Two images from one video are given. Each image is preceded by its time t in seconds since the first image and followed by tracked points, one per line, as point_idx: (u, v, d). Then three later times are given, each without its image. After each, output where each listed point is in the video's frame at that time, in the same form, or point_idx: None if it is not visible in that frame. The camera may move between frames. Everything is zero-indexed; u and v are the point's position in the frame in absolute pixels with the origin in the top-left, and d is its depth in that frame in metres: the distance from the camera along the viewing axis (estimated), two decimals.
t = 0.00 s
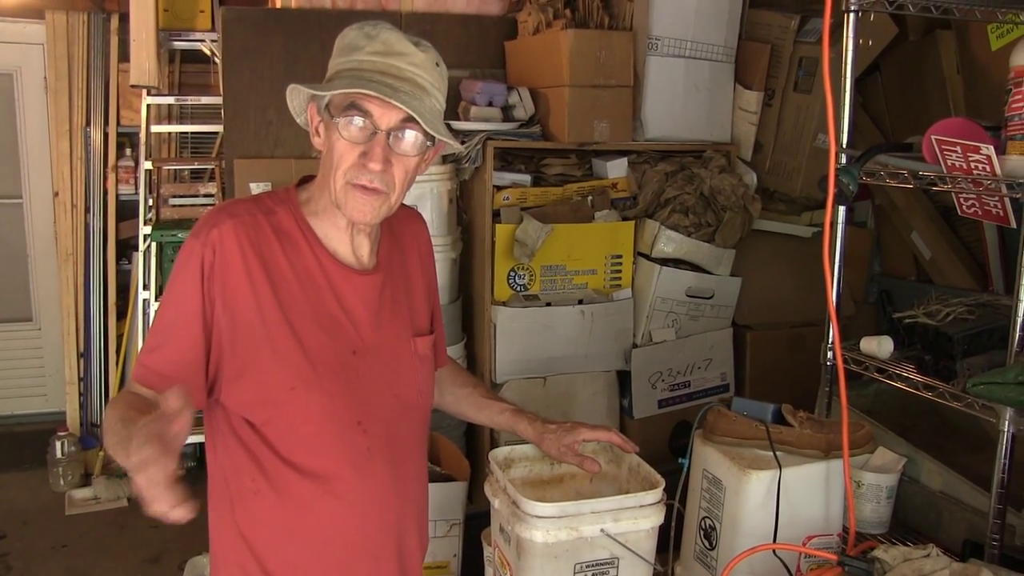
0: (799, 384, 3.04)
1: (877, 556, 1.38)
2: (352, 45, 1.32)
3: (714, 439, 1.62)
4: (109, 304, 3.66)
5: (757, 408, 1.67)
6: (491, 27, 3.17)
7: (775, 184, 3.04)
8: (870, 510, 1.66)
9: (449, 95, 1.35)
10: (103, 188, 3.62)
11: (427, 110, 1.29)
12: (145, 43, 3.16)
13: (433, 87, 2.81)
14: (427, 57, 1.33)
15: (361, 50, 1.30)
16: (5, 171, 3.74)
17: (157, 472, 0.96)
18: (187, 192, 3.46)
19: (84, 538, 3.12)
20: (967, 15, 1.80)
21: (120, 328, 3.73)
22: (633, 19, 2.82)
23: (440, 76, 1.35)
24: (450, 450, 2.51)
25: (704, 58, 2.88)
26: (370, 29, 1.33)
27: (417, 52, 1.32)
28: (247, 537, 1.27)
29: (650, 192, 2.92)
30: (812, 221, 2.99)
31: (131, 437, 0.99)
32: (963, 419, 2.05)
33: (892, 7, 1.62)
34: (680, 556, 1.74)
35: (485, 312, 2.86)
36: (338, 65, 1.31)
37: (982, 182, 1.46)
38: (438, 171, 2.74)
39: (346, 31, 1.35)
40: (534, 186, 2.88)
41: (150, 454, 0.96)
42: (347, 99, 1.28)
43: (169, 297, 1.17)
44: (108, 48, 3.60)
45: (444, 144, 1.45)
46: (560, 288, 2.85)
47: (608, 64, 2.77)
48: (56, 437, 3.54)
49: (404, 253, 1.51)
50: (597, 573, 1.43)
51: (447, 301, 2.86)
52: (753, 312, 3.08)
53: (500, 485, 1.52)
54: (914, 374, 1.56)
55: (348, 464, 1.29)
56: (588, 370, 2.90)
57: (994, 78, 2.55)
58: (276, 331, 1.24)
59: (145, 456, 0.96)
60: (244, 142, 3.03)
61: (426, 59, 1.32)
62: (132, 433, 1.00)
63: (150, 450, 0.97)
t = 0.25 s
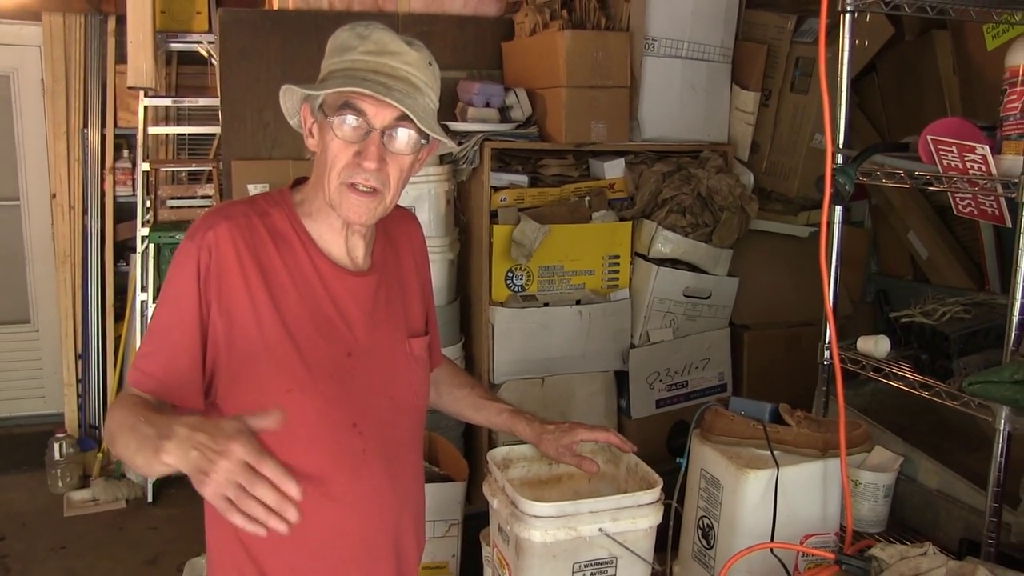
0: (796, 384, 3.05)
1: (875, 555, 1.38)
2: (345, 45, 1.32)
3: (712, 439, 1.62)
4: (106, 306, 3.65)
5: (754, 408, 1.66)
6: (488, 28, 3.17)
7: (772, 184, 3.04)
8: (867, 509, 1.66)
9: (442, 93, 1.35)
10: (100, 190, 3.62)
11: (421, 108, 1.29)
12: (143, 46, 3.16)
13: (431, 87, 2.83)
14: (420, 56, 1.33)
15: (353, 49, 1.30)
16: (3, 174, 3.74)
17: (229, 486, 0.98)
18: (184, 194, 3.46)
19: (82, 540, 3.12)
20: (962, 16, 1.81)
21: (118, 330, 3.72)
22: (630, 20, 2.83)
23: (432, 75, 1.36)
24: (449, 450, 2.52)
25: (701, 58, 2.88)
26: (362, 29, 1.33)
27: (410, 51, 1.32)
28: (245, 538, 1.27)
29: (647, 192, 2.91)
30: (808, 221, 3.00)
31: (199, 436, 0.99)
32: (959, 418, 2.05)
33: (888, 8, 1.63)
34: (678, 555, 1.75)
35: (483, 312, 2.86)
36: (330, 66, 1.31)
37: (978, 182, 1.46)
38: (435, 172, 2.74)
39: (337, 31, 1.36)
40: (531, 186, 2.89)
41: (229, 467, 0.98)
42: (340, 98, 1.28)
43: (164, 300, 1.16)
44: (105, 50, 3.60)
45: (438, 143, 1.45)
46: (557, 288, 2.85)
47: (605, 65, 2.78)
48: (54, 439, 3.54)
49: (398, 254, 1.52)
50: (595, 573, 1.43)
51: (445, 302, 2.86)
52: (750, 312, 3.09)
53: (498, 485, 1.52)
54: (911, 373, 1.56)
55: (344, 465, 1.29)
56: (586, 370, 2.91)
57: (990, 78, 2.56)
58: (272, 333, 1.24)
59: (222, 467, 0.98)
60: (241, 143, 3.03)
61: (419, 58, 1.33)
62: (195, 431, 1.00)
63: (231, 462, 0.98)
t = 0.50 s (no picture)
0: (794, 384, 3.05)
1: (873, 554, 1.40)
2: (337, 45, 1.33)
3: (711, 439, 1.63)
4: (106, 307, 3.66)
5: (754, 408, 1.67)
6: (487, 29, 3.18)
7: (770, 185, 3.05)
8: (865, 509, 1.67)
9: (435, 90, 1.36)
10: (99, 190, 3.62)
11: (415, 104, 1.30)
12: (142, 46, 3.16)
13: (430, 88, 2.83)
14: (412, 53, 1.34)
15: (346, 48, 1.31)
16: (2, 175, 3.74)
17: (280, 475, 0.94)
18: (183, 195, 3.47)
19: (81, 541, 3.12)
20: (959, 17, 1.82)
21: (117, 331, 3.73)
22: (628, 21, 2.84)
23: (425, 72, 1.36)
24: (448, 450, 2.52)
25: (699, 59, 2.89)
26: (354, 29, 1.34)
27: (402, 48, 1.33)
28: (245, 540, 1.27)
29: (646, 193, 2.92)
30: (806, 221, 3.01)
31: (239, 435, 0.96)
32: (956, 417, 2.06)
33: (885, 9, 1.64)
34: (676, 555, 1.75)
35: (482, 313, 2.87)
36: (323, 65, 1.32)
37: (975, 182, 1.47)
38: (434, 173, 2.74)
39: (329, 32, 1.36)
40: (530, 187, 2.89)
41: (278, 456, 0.94)
42: (335, 96, 1.29)
43: (164, 301, 1.14)
44: (104, 51, 3.60)
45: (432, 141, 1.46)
46: (556, 289, 2.86)
47: (603, 66, 2.78)
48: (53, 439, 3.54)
49: (394, 253, 1.52)
50: (594, 573, 1.44)
51: (444, 303, 2.87)
52: (748, 312, 3.09)
53: (497, 485, 1.52)
54: (908, 373, 1.57)
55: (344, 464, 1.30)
56: (584, 370, 2.91)
57: (987, 78, 2.57)
58: (271, 334, 1.24)
59: (272, 457, 0.94)
60: (241, 144, 3.03)
61: (411, 55, 1.34)
62: (234, 431, 0.96)
63: (281, 450, 0.95)
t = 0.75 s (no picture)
0: (793, 384, 3.05)
1: (872, 553, 1.40)
2: (328, 42, 1.32)
3: (710, 439, 1.63)
4: (105, 307, 3.66)
5: (752, 408, 1.68)
6: (486, 29, 3.18)
7: (769, 185, 3.05)
8: (864, 508, 1.67)
9: (427, 85, 1.36)
10: (98, 190, 3.62)
11: (408, 99, 1.31)
12: (141, 47, 3.16)
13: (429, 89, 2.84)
14: (404, 50, 1.34)
15: (337, 46, 1.31)
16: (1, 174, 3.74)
17: (382, 451, 0.99)
18: (182, 195, 3.47)
19: (81, 540, 3.12)
20: (958, 18, 1.83)
21: (116, 331, 3.73)
22: (628, 21, 2.84)
23: (417, 69, 1.36)
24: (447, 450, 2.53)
25: (698, 60, 2.89)
26: (345, 26, 1.33)
27: (394, 45, 1.33)
28: (245, 540, 1.27)
29: (645, 194, 2.92)
30: (805, 221, 3.02)
31: (330, 425, 1.00)
32: (955, 417, 2.07)
33: (884, 10, 1.64)
34: (675, 555, 1.75)
35: (482, 313, 2.87)
36: (315, 63, 1.32)
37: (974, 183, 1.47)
38: (434, 173, 2.75)
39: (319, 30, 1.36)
40: (529, 187, 2.90)
41: (378, 434, 1.00)
42: (328, 93, 1.29)
43: (173, 302, 1.13)
44: (104, 51, 3.60)
45: (425, 137, 1.47)
46: (555, 289, 2.86)
47: (602, 66, 2.79)
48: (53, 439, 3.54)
49: (390, 249, 1.53)
50: (595, 572, 1.44)
51: (443, 303, 2.87)
52: (747, 312, 3.10)
53: (497, 484, 1.53)
54: (907, 373, 1.57)
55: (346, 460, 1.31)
56: (584, 370, 2.92)
57: (986, 79, 2.57)
58: (276, 332, 1.24)
59: (371, 437, 0.99)
60: (240, 144, 3.03)
61: (402, 52, 1.34)
62: (322, 422, 1.00)
63: (378, 430, 1.00)
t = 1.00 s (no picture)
0: (794, 383, 3.06)
1: (873, 551, 1.40)
2: (329, 40, 1.33)
3: (711, 437, 1.64)
4: (106, 306, 3.66)
5: (754, 407, 1.68)
6: (487, 29, 3.19)
7: (770, 184, 3.05)
8: (865, 507, 1.68)
9: (427, 83, 1.37)
10: (100, 190, 3.62)
11: (409, 96, 1.31)
12: (143, 46, 3.16)
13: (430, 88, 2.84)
14: (404, 48, 1.34)
15: (338, 45, 1.31)
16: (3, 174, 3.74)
17: (370, 422, 0.99)
18: (183, 194, 3.47)
19: (83, 539, 3.13)
20: (959, 17, 1.83)
21: (117, 330, 3.73)
22: (629, 21, 2.85)
23: (417, 67, 1.37)
24: (448, 449, 2.53)
25: (699, 59, 2.89)
26: (345, 25, 1.34)
27: (394, 43, 1.33)
28: (248, 539, 1.27)
29: (646, 193, 2.92)
30: (806, 221, 3.02)
31: (322, 402, 1.00)
32: (956, 416, 2.07)
33: (886, 9, 1.64)
34: (677, 554, 1.76)
35: (483, 312, 2.87)
36: (316, 62, 1.32)
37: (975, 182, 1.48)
38: (435, 172, 2.75)
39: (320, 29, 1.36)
40: (530, 186, 2.90)
41: (366, 406, 1.00)
42: (329, 91, 1.29)
43: (177, 296, 1.14)
44: (105, 51, 3.61)
45: (425, 135, 1.47)
46: (556, 288, 2.86)
47: (603, 65, 2.79)
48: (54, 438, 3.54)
49: (393, 246, 1.53)
50: (596, 570, 1.44)
51: (444, 302, 2.87)
52: (748, 312, 3.10)
53: (499, 483, 1.53)
54: (909, 372, 1.57)
55: (351, 456, 1.31)
56: (585, 370, 2.92)
57: (987, 78, 2.58)
58: (280, 326, 1.24)
59: (360, 409, 1.00)
60: (242, 144, 3.04)
61: (402, 50, 1.34)
62: (313, 398, 1.01)
63: (367, 402, 1.00)
